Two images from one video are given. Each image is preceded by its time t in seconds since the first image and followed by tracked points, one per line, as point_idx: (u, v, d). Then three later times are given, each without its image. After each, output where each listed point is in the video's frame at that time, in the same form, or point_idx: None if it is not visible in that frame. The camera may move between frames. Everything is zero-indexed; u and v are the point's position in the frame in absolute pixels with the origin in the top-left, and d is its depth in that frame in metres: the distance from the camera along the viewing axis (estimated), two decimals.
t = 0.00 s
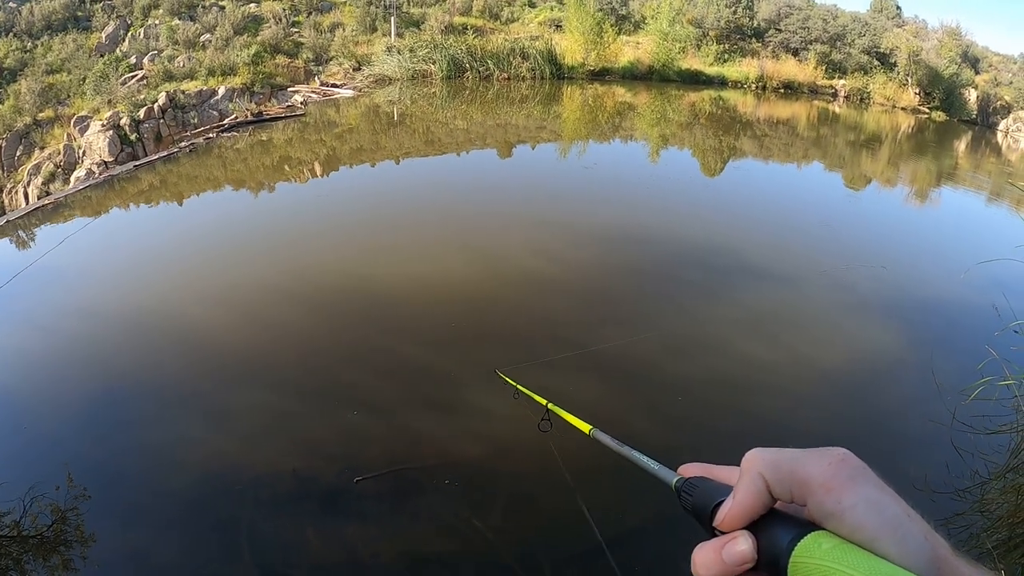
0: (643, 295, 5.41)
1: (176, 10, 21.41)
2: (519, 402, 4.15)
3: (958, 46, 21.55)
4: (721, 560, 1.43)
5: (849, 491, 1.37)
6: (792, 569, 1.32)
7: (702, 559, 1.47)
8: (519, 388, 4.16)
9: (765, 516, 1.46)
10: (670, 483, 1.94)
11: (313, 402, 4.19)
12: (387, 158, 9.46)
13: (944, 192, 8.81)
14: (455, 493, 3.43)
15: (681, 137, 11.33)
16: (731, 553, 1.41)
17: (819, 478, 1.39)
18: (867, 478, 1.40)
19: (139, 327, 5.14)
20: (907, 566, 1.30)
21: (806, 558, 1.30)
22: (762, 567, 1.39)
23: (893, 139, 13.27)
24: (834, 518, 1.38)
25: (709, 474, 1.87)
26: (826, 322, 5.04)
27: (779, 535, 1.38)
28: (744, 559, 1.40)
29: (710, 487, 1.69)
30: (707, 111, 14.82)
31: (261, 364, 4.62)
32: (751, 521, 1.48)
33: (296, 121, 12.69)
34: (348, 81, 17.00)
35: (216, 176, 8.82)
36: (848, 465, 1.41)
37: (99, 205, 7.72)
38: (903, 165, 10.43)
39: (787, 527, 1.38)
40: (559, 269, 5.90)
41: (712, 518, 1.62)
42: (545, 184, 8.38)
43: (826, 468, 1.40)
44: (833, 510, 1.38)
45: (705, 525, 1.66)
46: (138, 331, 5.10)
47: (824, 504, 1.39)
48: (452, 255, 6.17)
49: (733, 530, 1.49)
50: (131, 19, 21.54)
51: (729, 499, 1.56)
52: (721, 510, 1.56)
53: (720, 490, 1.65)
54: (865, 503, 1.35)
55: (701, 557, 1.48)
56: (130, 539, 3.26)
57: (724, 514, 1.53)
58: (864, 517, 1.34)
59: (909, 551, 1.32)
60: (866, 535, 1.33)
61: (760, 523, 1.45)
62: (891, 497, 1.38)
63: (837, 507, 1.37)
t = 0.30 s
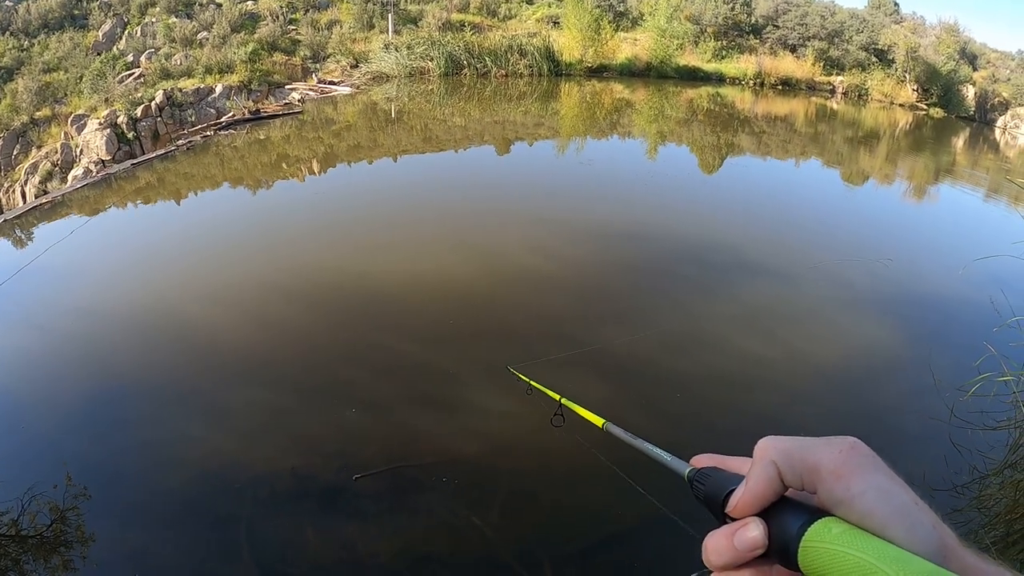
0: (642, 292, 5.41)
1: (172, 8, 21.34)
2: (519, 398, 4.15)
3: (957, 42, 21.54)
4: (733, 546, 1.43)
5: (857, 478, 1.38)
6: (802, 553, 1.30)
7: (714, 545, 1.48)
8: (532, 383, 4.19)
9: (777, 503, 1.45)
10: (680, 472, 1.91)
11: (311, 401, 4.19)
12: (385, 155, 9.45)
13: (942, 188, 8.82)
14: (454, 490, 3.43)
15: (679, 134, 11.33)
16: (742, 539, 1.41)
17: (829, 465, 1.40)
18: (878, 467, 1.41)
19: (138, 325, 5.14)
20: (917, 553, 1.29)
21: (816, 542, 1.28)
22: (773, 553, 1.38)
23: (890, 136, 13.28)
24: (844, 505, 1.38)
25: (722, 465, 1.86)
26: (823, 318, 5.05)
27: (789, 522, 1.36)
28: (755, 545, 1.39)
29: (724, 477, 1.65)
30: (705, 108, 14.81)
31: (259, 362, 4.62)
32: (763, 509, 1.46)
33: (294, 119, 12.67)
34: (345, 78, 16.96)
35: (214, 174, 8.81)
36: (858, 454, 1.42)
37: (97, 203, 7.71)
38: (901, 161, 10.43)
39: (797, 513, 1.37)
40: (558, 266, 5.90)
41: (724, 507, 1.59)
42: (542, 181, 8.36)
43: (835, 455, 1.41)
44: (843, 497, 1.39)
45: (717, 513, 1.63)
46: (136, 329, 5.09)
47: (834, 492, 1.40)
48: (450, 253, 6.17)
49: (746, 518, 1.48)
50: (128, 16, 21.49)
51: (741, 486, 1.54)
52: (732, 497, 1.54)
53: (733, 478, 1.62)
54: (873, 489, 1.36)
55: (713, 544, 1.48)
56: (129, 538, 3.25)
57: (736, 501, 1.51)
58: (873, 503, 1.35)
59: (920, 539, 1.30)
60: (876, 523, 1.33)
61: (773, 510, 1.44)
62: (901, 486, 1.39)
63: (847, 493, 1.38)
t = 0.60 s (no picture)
0: (640, 293, 5.41)
1: (172, 10, 21.37)
2: (519, 399, 4.15)
3: (956, 43, 21.58)
4: (732, 548, 1.43)
5: (856, 478, 1.39)
6: (800, 555, 1.30)
7: (715, 547, 1.47)
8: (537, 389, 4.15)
9: (777, 505, 1.45)
10: (681, 474, 1.90)
11: (311, 402, 4.19)
12: (385, 157, 9.45)
13: (943, 189, 8.82)
14: (454, 491, 3.43)
15: (678, 135, 11.33)
16: (742, 541, 1.40)
17: (828, 466, 1.41)
18: (876, 469, 1.42)
19: (138, 327, 5.15)
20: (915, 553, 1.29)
21: (814, 543, 1.29)
22: (773, 554, 1.38)
23: (890, 137, 13.29)
24: (842, 506, 1.39)
25: (722, 468, 1.88)
26: (822, 319, 5.05)
27: (788, 523, 1.36)
28: (754, 546, 1.39)
29: (724, 479, 1.65)
30: (704, 109, 14.81)
31: (259, 363, 4.62)
32: (762, 512, 1.46)
33: (293, 121, 12.68)
34: (344, 80, 16.97)
35: (213, 176, 8.81)
36: (856, 455, 1.43)
37: (96, 205, 7.71)
38: (901, 162, 10.44)
39: (797, 514, 1.37)
40: (557, 267, 5.90)
41: (724, 509, 1.59)
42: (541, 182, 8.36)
43: (834, 457, 1.42)
44: (841, 499, 1.39)
45: (718, 516, 1.63)
46: (135, 331, 5.09)
47: (832, 493, 1.40)
48: (449, 254, 6.17)
49: (746, 519, 1.47)
50: (127, 19, 21.52)
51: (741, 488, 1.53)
52: (732, 499, 1.54)
53: (733, 480, 1.62)
54: (872, 490, 1.37)
55: (713, 546, 1.48)
56: (130, 540, 3.26)
57: (735, 503, 1.51)
58: (871, 504, 1.35)
59: (917, 539, 1.31)
60: (873, 523, 1.34)
61: (772, 511, 1.43)
62: (899, 487, 1.40)
63: (846, 495, 1.38)
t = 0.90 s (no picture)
0: (633, 290, 5.42)
1: (160, 11, 21.25)
2: (512, 398, 4.15)
3: (944, 38, 21.70)
4: (728, 547, 1.43)
5: (853, 477, 1.38)
6: (798, 554, 1.31)
7: (709, 545, 1.48)
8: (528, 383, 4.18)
9: (772, 504, 1.45)
10: (676, 471, 1.90)
11: (304, 402, 4.17)
12: (375, 156, 9.44)
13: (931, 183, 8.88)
14: (449, 491, 3.42)
15: (668, 132, 11.36)
16: (738, 540, 1.41)
17: (825, 465, 1.40)
18: (874, 465, 1.42)
19: (129, 329, 5.12)
20: (913, 551, 1.31)
21: (811, 543, 1.29)
22: (769, 553, 1.39)
23: (879, 131, 13.36)
24: (840, 504, 1.39)
25: (717, 464, 1.86)
26: (813, 314, 5.07)
27: (785, 523, 1.37)
28: (750, 546, 1.39)
29: (718, 477, 1.65)
30: (694, 106, 14.84)
31: (251, 364, 4.60)
32: (758, 511, 1.46)
33: (283, 121, 12.63)
34: (334, 79, 16.91)
35: (204, 176, 8.77)
36: (853, 451, 1.42)
37: (86, 208, 7.66)
38: (890, 157, 10.50)
39: (794, 514, 1.37)
40: (549, 265, 5.90)
41: (719, 507, 1.60)
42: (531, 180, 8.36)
43: (831, 454, 1.41)
44: (839, 497, 1.39)
45: (713, 515, 1.63)
46: (126, 333, 5.06)
47: (829, 491, 1.40)
48: (441, 253, 6.16)
49: (740, 518, 1.48)
50: (115, 19, 21.38)
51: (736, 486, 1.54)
52: (727, 497, 1.54)
53: (727, 478, 1.62)
54: (870, 488, 1.37)
55: (708, 544, 1.49)
56: (124, 543, 3.23)
57: (731, 501, 1.51)
58: (869, 503, 1.36)
59: (915, 538, 1.33)
60: (872, 522, 1.34)
61: (768, 511, 1.44)
62: (896, 484, 1.40)
63: (843, 493, 1.38)
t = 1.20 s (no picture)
0: (630, 287, 5.42)
1: (156, 8, 21.17)
2: (509, 396, 4.15)
3: (941, 35, 21.69)
4: (733, 521, 1.45)
5: (860, 452, 1.40)
6: (804, 528, 1.30)
7: (715, 521, 1.50)
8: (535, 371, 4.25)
9: (778, 480, 1.45)
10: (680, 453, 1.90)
11: (300, 401, 4.17)
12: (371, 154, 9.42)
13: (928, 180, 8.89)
14: (445, 489, 3.42)
15: (665, 129, 11.35)
16: (743, 516, 1.42)
17: (831, 439, 1.42)
18: (881, 442, 1.42)
19: (126, 327, 5.12)
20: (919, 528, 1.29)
21: (818, 516, 1.28)
22: (775, 529, 1.39)
23: (876, 129, 13.37)
24: (846, 480, 1.40)
25: (722, 445, 1.86)
26: (810, 311, 5.09)
27: (791, 498, 1.36)
28: (755, 521, 1.40)
29: (724, 456, 1.66)
30: (691, 103, 14.82)
31: (248, 363, 4.59)
32: (764, 487, 1.47)
33: (279, 119, 12.61)
34: (330, 77, 16.85)
35: (200, 175, 8.75)
36: (861, 428, 1.44)
37: (82, 206, 7.65)
38: (886, 154, 10.51)
39: (800, 489, 1.36)
40: (546, 262, 5.91)
41: (724, 485, 1.60)
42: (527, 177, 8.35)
43: (838, 429, 1.43)
44: (845, 472, 1.40)
45: (718, 493, 1.64)
46: (123, 332, 5.06)
47: (835, 466, 1.42)
48: (438, 251, 6.16)
49: (745, 494, 1.49)
50: (111, 17, 21.33)
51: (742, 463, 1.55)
52: (733, 473, 1.54)
53: (733, 456, 1.62)
54: (877, 464, 1.38)
55: (715, 521, 1.50)
56: (121, 543, 3.23)
57: (737, 477, 1.52)
58: (876, 478, 1.36)
59: (922, 514, 1.31)
60: (878, 497, 1.35)
61: (774, 486, 1.44)
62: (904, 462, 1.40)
63: (850, 468, 1.40)
